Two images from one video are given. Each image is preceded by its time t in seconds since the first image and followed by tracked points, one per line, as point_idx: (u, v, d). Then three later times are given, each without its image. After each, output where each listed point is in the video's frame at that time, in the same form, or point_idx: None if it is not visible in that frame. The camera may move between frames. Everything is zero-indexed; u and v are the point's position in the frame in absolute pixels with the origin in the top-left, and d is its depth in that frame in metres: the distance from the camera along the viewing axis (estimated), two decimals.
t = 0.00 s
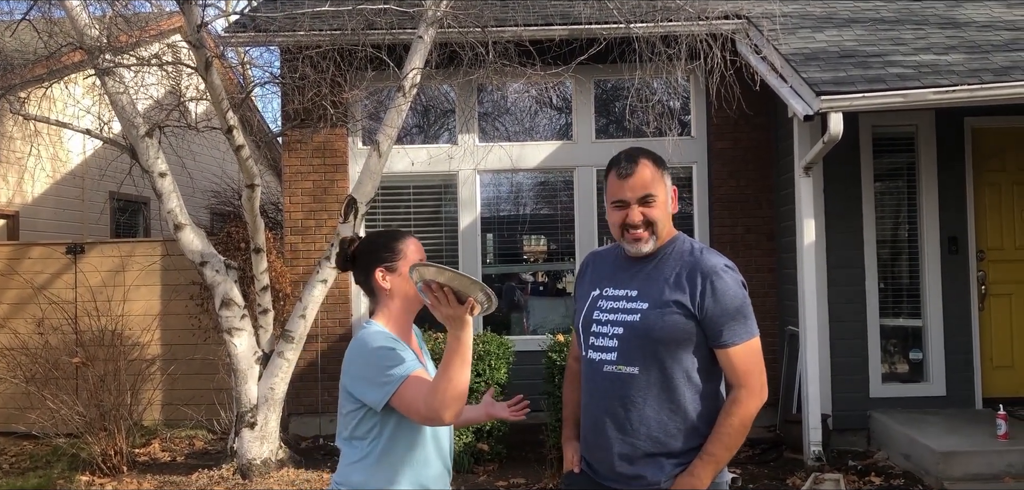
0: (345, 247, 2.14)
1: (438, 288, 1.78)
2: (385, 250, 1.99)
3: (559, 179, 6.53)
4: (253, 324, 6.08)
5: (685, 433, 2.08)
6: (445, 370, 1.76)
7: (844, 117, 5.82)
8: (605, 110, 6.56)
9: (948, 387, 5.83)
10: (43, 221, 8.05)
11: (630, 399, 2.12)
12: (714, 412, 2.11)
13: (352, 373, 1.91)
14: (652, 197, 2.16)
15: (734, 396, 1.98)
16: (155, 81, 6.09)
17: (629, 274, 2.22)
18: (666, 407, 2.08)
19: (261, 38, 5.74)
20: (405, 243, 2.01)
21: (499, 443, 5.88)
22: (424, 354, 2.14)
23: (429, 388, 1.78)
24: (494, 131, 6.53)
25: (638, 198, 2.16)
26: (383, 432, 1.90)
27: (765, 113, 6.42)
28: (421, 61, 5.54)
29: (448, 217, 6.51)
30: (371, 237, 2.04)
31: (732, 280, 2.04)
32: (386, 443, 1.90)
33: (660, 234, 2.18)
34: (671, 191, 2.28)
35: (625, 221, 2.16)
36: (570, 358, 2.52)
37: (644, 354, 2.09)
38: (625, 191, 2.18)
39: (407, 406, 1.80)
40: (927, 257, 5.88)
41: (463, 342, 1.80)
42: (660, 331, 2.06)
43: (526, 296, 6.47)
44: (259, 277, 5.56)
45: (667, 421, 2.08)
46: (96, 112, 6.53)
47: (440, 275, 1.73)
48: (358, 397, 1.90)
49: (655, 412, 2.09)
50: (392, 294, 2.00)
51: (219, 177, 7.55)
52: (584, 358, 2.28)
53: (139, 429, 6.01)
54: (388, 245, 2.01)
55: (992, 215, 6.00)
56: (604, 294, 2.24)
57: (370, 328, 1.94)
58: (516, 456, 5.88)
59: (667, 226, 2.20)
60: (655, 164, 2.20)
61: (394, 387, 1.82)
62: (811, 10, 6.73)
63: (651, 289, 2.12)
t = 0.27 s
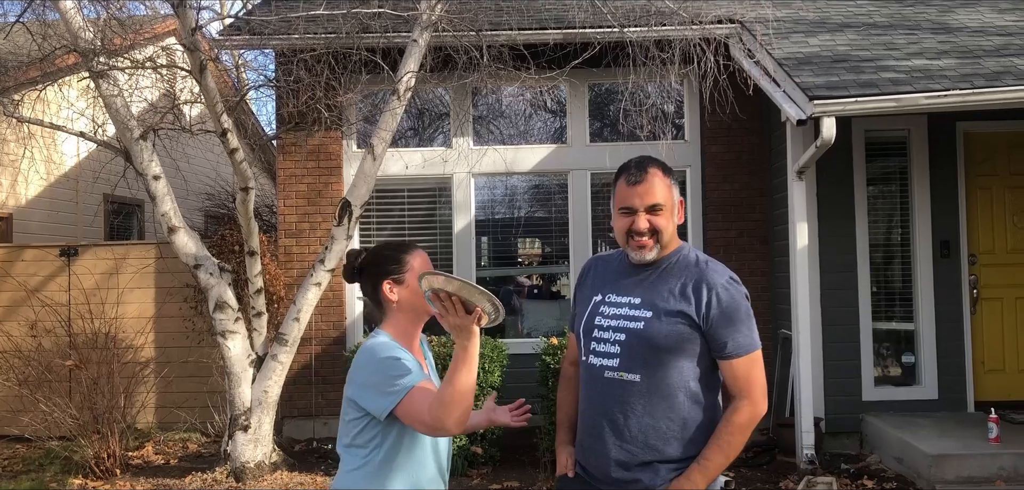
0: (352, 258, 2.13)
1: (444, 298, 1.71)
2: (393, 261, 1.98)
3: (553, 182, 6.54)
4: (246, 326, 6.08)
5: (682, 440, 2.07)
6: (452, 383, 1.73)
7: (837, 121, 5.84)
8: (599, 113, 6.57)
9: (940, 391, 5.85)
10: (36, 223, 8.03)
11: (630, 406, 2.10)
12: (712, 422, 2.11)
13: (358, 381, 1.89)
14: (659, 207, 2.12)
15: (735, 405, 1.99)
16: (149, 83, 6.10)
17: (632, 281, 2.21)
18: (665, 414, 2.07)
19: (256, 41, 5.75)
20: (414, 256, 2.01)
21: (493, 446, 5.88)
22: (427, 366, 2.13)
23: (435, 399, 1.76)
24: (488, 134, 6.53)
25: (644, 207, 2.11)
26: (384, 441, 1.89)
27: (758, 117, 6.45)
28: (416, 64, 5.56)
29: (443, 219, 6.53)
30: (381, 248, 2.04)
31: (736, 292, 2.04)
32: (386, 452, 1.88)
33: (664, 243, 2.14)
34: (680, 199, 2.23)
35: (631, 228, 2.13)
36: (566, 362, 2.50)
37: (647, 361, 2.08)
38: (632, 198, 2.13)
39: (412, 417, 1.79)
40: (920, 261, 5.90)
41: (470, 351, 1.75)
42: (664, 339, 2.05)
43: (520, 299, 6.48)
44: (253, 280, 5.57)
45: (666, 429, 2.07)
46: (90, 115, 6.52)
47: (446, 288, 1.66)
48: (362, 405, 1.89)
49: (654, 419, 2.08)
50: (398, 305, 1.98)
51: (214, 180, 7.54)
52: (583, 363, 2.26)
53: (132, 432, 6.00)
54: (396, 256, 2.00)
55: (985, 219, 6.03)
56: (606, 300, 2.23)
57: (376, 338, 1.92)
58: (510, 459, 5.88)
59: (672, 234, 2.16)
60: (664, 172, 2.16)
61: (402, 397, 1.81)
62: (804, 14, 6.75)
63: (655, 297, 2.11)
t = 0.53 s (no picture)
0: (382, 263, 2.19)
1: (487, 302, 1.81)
2: (422, 267, 2.03)
3: (550, 187, 6.55)
4: (244, 330, 6.08)
5: (686, 446, 2.08)
6: (490, 384, 1.78)
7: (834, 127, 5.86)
8: (597, 118, 6.58)
9: (936, 396, 5.86)
10: (34, 227, 8.02)
11: (634, 411, 2.10)
12: (716, 429, 2.11)
13: (392, 384, 1.94)
14: (661, 215, 2.11)
15: (740, 412, 1.99)
16: (147, 87, 6.11)
17: (640, 286, 2.21)
18: (669, 420, 2.07)
19: (254, 46, 5.77)
20: (442, 260, 2.06)
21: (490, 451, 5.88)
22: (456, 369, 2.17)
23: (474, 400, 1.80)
24: (485, 138, 6.52)
25: (648, 214, 2.12)
26: (420, 442, 1.94)
27: (755, 123, 6.46)
28: (414, 69, 5.57)
29: (441, 223, 6.53)
30: (408, 253, 2.08)
31: (745, 301, 2.05)
32: (423, 452, 1.93)
33: (668, 251, 2.14)
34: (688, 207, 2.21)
35: (634, 236, 2.14)
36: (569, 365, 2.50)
37: (653, 367, 2.08)
38: (636, 205, 2.13)
39: (449, 417, 1.83)
40: (917, 266, 5.91)
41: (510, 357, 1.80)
42: (671, 345, 2.05)
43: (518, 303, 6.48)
44: (250, 284, 5.57)
45: (670, 434, 2.07)
46: (88, 119, 6.53)
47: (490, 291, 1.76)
48: (398, 408, 1.93)
49: (659, 425, 2.08)
50: (427, 309, 2.03)
51: (211, 184, 7.54)
52: (588, 366, 2.26)
53: (129, 436, 5.99)
54: (425, 261, 2.05)
55: (981, 224, 6.04)
56: (613, 304, 2.23)
57: (408, 342, 1.97)
58: (507, 463, 5.88)
59: (677, 243, 2.15)
60: (669, 179, 2.15)
61: (437, 399, 1.85)
62: (801, 20, 6.77)
63: (663, 303, 2.11)
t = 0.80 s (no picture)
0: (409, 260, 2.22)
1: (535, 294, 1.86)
2: (447, 262, 2.05)
3: (552, 192, 6.55)
4: (246, 336, 6.08)
5: (691, 451, 2.07)
6: (532, 369, 1.81)
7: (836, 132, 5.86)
8: (598, 123, 6.58)
9: (939, 401, 5.86)
10: (35, 232, 8.02)
11: (640, 417, 2.10)
12: (721, 434, 2.11)
13: (420, 379, 1.95)
14: (660, 221, 2.10)
15: (746, 418, 1.98)
16: (150, 93, 6.12)
17: (646, 291, 2.21)
18: (675, 425, 2.07)
19: (256, 51, 5.78)
20: (466, 255, 2.07)
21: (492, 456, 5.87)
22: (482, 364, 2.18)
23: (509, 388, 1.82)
24: (488, 143, 6.54)
25: (648, 221, 2.10)
26: (448, 436, 1.94)
27: (756, 128, 6.47)
28: (416, 74, 5.58)
29: (442, 228, 6.54)
30: (431, 250, 2.10)
31: (751, 306, 2.04)
32: (451, 446, 1.93)
33: (668, 256, 2.13)
34: (690, 211, 2.19)
35: (634, 241, 2.13)
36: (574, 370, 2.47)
37: (659, 372, 2.08)
38: (637, 211, 2.12)
39: (479, 407, 1.84)
40: (919, 271, 5.91)
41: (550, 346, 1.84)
42: (677, 351, 2.06)
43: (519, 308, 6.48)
44: (252, 289, 5.57)
45: (675, 439, 2.07)
46: (90, 124, 6.53)
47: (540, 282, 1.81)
48: (426, 402, 1.94)
49: (664, 430, 2.07)
50: (451, 304, 2.04)
51: (214, 189, 7.55)
52: (594, 371, 2.26)
53: (130, 441, 5.98)
54: (449, 256, 2.07)
55: (983, 229, 6.04)
56: (619, 309, 2.23)
57: (435, 336, 1.99)
58: (508, 469, 5.88)
59: (677, 247, 2.14)
60: (670, 185, 2.13)
61: (467, 391, 1.86)
62: (803, 26, 6.78)
63: (668, 308, 2.11)
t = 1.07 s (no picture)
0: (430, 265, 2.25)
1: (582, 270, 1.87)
2: (469, 264, 2.08)
3: (556, 196, 6.56)
4: (250, 341, 6.09)
5: (698, 457, 2.06)
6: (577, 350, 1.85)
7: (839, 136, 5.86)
8: (602, 127, 6.59)
9: (944, 405, 5.85)
10: (41, 237, 8.04)
11: (646, 421, 2.09)
12: (728, 439, 2.09)
13: (454, 382, 1.94)
14: (669, 224, 2.10)
15: (752, 423, 1.96)
16: (155, 99, 6.15)
17: (653, 296, 2.21)
18: (681, 430, 2.06)
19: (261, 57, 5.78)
20: (487, 257, 2.10)
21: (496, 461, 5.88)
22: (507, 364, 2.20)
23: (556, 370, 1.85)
24: (491, 148, 6.55)
25: (656, 224, 2.11)
26: (487, 437, 1.94)
27: (760, 132, 6.47)
28: (420, 80, 5.60)
29: (446, 232, 6.54)
30: (451, 255, 2.12)
31: (757, 310, 2.04)
32: (489, 447, 1.94)
33: (675, 259, 2.14)
34: (699, 214, 2.18)
35: (642, 243, 2.15)
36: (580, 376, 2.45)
37: (665, 377, 2.08)
38: (645, 214, 2.12)
39: (522, 400, 1.86)
40: (923, 275, 5.90)
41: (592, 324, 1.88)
42: (682, 355, 2.06)
43: (523, 313, 6.48)
44: (257, 294, 5.58)
45: (681, 444, 2.06)
46: (96, 129, 6.56)
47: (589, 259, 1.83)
48: (462, 405, 1.94)
49: (670, 434, 2.06)
50: (475, 305, 2.06)
51: (218, 194, 7.57)
52: (601, 377, 2.26)
53: (135, 446, 6.00)
54: (471, 259, 2.09)
55: (987, 233, 6.03)
56: (626, 314, 2.23)
57: (464, 338, 2.01)
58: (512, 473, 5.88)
59: (685, 251, 2.15)
60: (679, 188, 2.13)
61: (505, 389, 1.87)
62: (806, 30, 6.79)
63: (675, 313, 2.12)
